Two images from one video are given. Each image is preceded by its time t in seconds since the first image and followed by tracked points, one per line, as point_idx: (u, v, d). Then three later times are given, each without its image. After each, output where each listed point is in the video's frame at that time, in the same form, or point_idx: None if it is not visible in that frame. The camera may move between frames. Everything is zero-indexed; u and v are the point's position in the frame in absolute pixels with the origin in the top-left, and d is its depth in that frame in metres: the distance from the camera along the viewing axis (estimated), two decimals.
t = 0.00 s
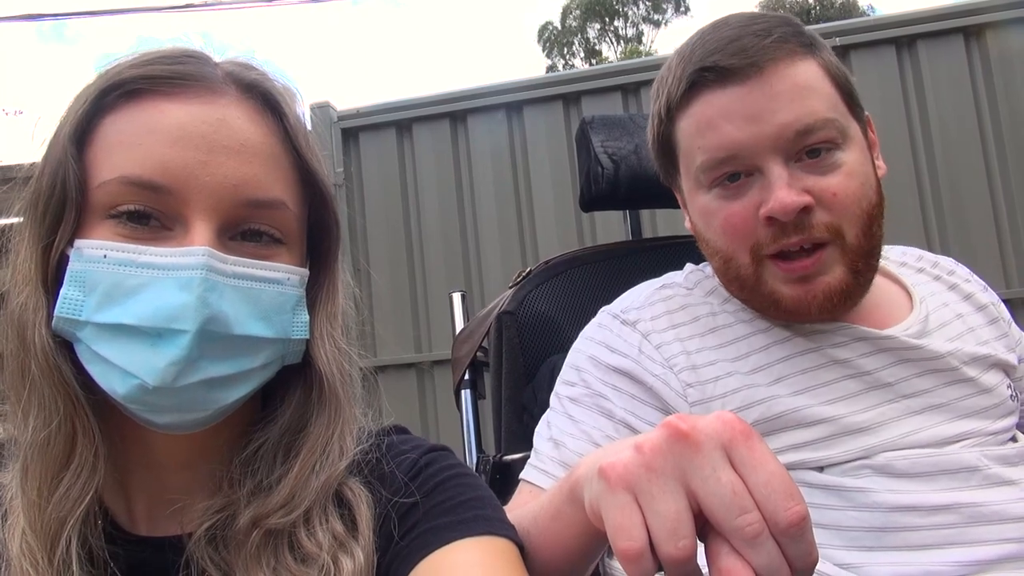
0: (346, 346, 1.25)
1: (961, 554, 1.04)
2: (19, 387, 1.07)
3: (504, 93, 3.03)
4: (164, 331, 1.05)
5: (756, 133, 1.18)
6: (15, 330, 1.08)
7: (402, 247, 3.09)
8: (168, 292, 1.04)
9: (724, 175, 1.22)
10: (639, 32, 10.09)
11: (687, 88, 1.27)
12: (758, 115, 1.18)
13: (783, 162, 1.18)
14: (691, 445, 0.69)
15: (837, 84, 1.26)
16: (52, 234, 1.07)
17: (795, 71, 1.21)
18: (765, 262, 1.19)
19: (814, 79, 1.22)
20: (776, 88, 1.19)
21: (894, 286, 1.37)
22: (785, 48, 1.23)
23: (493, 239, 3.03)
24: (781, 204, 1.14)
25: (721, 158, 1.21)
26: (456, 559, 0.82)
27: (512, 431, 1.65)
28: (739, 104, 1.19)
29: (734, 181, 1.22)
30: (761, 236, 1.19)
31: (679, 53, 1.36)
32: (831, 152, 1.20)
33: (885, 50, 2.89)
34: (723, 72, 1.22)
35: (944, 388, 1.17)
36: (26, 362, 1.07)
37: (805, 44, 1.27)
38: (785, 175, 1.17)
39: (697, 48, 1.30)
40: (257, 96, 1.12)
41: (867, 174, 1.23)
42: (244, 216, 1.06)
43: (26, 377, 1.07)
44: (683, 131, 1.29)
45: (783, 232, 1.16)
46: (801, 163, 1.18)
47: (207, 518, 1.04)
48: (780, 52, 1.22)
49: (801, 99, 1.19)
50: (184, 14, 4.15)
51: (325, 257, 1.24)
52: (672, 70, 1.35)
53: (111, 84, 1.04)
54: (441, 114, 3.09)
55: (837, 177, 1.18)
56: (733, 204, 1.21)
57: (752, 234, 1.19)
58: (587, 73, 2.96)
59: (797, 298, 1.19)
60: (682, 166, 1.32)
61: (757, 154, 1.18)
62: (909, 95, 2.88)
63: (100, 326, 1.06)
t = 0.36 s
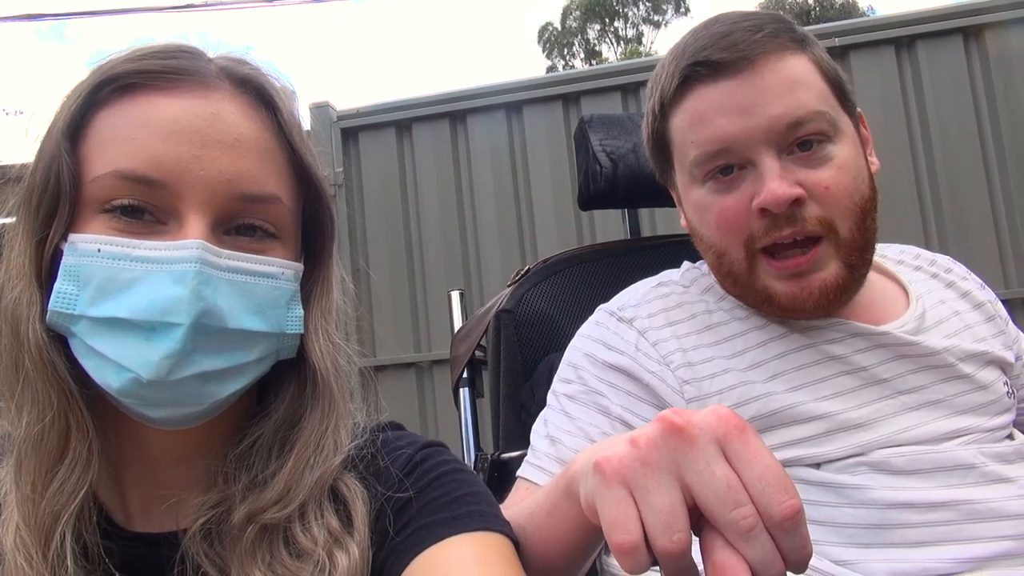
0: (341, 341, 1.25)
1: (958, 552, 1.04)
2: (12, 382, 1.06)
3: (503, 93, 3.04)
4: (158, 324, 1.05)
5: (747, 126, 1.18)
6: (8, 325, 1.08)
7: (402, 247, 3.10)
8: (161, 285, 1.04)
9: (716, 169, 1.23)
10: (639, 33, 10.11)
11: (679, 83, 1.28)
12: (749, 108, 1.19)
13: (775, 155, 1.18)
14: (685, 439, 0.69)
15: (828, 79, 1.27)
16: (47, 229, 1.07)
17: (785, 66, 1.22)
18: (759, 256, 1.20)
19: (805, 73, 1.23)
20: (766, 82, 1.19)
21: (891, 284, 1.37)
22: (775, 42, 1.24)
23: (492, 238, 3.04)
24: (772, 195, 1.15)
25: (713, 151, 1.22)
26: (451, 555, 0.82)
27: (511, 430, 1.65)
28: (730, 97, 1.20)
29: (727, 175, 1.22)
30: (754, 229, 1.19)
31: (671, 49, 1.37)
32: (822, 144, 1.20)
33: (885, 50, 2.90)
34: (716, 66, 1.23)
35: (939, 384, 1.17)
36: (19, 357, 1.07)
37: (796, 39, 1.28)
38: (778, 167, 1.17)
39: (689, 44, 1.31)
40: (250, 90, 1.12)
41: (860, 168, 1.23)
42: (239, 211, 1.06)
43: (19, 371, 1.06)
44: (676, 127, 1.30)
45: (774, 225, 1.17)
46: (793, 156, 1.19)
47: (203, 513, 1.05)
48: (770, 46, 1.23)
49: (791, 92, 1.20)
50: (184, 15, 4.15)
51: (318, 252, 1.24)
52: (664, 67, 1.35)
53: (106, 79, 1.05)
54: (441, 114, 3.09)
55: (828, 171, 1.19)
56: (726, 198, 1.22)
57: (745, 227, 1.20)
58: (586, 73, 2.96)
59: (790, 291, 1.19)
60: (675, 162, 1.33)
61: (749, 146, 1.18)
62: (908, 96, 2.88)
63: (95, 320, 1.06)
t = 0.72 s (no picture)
0: (341, 345, 1.25)
1: (958, 556, 1.04)
2: (14, 383, 1.06)
3: (504, 95, 3.04)
4: (163, 328, 1.06)
5: (746, 131, 1.18)
6: (10, 325, 1.07)
7: (402, 248, 3.10)
8: (167, 289, 1.04)
9: (716, 174, 1.23)
10: (639, 34, 10.13)
11: (678, 88, 1.28)
12: (748, 113, 1.19)
13: (774, 160, 1.18)
14: (686, 443, 0.69)
15: (827, 83, 1.27)
16: (51, 230, 1.07)
17: (784, 71, 1.22)
18: (758, 259, 1.20)
19: (804, 78, 1.23)
20: (764, 87, 1.20)
21: (893, 288, 1.37)
22: (774, 47, 1.24)
23: (492, 240, 3.04)
24: (771, 201, 1.15)
25: (713, 156, 1.21)
26: (451, 558, 0.82)
27: (511, 432, 1.65)
28: (729, 103, 1.20)
29: (727, 179, 1.22)
30: (753, 234, 1.19)
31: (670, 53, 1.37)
32: (822, 149, 1.20)
33: (885, 53, 2.90)
34: (714, 71, 1.23)
35: (940, 389, 1.17)
36: (20, 358, 1.07)
37: (795, 44, 1.28)
38: (776, 172, 1.17)
39: (687, 48, 1.31)
40: (257, 95, 1.12)
41: (860, 172, 1.23)
42: (244, 216, 1.06)
43: (20, 372, 1.06)
44: (675, 131, 1.30)
45: (774, 229, 1.17)
46: (792, 161, 1.19)
47: (202, 515, 1.04)
48: (769, 51, 1.23)
49: (790, 97, 1.20)
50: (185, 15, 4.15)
51: (320, 256, 1.24)
52: (663, 72, 1.35)
53: (112, 82, 1.04)
54: (442, 115, 3.09)
55: (829, 175, 1.18)
56: (726, 203, 1.22)
57: (744, 232, 1.20)
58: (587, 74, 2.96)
59: (790, 295, 1.19)
60: (674, 166, 1.33)
61: (748, 151, 1.18)
62: (909, 99, 2.88)
63: (99, 322, 1.06)
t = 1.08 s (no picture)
0: (344, 352, 1.25)
1: (958, 562, 1.04)
2: (20, 385, 1.07)
3: (505, 99, 3.04)
4: (171, 335, 1.06)
5: (746, 137, 1.19)
6: (19, 328, 1.08)
7: (401, 251, 3.10)
8: (176, 296, 1.04)
9: (716, 179, 1.23)
10: (639, 38, 10.14)
11: (679, 94, 1.28)
12: (748, 119, 1.19)
13: (773, 166, 1.18)
14: (687, 449, 0.69)
15: (828, 89, 1.27)
16: (60, 234, 1.07)
17: (785, 77, 1.22)
18: (757, 264, 1.20)
19: (805, 84, 1.23)
20: (765, 93, 1.20)
21: (893, 295, 1.37)
22: (775, 53, 1.24)
23: (492, 244, 3.04)
24: (771, 206, 1.15)
25: (713, 162, 1.22)
26: (452, 564, 0.82)
27: (510, 436, 1.65)
28: (729, 109, 1.21)
29: (726, 185, 1.23)
30: (752, 239, 1.19)
31: (672, 59, 1.37)
32: (822, 155, 1.20)
33: (884, 58, 2.90)
34: (714, 77, 1.23)
35: (940, 397, 1.17)
36: (27, 361, 1.07)
37: (796, 50, 1.28)
38: (776, 178, 1.17)
39: (688, 55, 1.31)
40: (268, 105, 1.12)
41: (860, 178, 1.23)
42: (252, 224, 1.06)
43: (27, 376, 1.07)
44: (676, 137, 1.30)
45: (773, 235, 1.17)
46: (792, 167, 1.19)
47: (204, 520, 1.04)
48: (769, 57, 1.23)
49: (790, 103, 1.20)
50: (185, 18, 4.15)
51: (326, 266, 1.24)
52: (664, 78, 1.36)
53: (123, 89, 1.05)
54: (443, 118, 3.09)
55: (828, 182, 1.19)
56: (725, 208, 1.22)
57: (744, 238, 1.20)
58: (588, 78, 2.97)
59: (789, 299, 1.19)
60: (675, 171, 1.33)
61: (748, 157, 1.19)
62: (908, 103, 2.89)
63: (106, 328, 1.06)
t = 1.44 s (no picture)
0: (349, 356, 1.25)
1: (958, 563, 1.04)
2: (25, 384, 1.06)
3: (505, 100, 3.04)
4: (177, 334, 1.06)
5: (746, 137, 1.18)
6: (24, 326, 1.07)
7: (401, 252, 3.09)
8: (183, 295, 1.04)
9: (715, 179, 1.23)
10: (638, 39, 10.13)
11: (678, 95, 1.28)
12: (747, 119, 1.19)
13: (772, 166, 1.18)
14: (688, 449, 0.69)
15: (827, 89, 1.27)
16: (67, 233, 1.06)
17: (784, 77, 1.22)
18: (756, 264, 1.19)
19: (804, 84, 1.23)
20: (764, 93, 1.20)
21: (893, 295, 1.37)
22: (774, 54, 1.24)
23: (492, 245, 3.04)
24: (771, 206, 1.15)
25: (712, 162, 1.22)
26: (454, 566, 0.82)
27: (509, 437, 1.65)
28: (728, 109, 1.21)
29: (725, 185, 1.23)
30: (752, 238, 1.19)
31: (672, 60, 1.37)
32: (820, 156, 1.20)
33: (883, 59, 2.91)
34: (713, 78, 1.23)
35: (941, 396, 1.17)
36: (32, 359, 1.07)
37: (795, 50, 1.28)
38: (775, 178, 1.17)
39: (687, 55, 1.32)
40: (277, 108, 1.12)
41: (859, 178, 1.23)
42: (258, 225, 1.06)
43: (32, 374, 1.06)
44: (675, 137, 1.30)
45: (772, 235, 1.17)
46: (791, 167, 1.19)
47: (206, 522, 1.04)
48: (769, 58, 1.23)
49: (790, 103, 1.20)
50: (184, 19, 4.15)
51: (330, 269, 1.24)
52: (664, 78, 1.36)
53: (134, 89, 1.05)
54: (443, 120, 3.09)
55: (827, 182, 1.19)
56: (724, 208, 1.22)
57: (743, 238, 1.20)
58: (587, 79, 2.96)
59: (788, 299, 1.19)
60: (674, 171, 1.33)
61: (747, 157, 1.19)
62: (906, 104, 2.89)
63: (111, 326, 1.06)
